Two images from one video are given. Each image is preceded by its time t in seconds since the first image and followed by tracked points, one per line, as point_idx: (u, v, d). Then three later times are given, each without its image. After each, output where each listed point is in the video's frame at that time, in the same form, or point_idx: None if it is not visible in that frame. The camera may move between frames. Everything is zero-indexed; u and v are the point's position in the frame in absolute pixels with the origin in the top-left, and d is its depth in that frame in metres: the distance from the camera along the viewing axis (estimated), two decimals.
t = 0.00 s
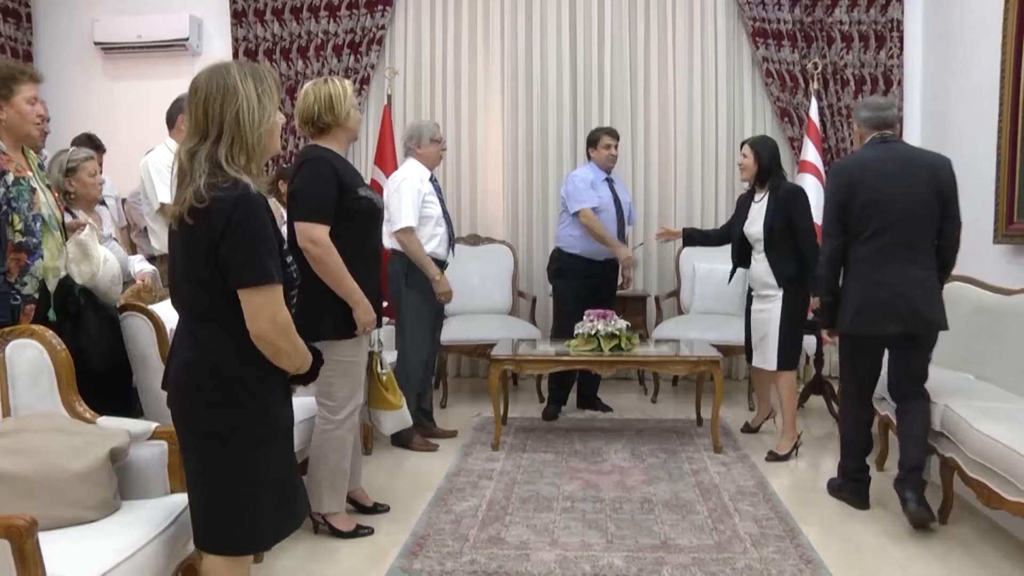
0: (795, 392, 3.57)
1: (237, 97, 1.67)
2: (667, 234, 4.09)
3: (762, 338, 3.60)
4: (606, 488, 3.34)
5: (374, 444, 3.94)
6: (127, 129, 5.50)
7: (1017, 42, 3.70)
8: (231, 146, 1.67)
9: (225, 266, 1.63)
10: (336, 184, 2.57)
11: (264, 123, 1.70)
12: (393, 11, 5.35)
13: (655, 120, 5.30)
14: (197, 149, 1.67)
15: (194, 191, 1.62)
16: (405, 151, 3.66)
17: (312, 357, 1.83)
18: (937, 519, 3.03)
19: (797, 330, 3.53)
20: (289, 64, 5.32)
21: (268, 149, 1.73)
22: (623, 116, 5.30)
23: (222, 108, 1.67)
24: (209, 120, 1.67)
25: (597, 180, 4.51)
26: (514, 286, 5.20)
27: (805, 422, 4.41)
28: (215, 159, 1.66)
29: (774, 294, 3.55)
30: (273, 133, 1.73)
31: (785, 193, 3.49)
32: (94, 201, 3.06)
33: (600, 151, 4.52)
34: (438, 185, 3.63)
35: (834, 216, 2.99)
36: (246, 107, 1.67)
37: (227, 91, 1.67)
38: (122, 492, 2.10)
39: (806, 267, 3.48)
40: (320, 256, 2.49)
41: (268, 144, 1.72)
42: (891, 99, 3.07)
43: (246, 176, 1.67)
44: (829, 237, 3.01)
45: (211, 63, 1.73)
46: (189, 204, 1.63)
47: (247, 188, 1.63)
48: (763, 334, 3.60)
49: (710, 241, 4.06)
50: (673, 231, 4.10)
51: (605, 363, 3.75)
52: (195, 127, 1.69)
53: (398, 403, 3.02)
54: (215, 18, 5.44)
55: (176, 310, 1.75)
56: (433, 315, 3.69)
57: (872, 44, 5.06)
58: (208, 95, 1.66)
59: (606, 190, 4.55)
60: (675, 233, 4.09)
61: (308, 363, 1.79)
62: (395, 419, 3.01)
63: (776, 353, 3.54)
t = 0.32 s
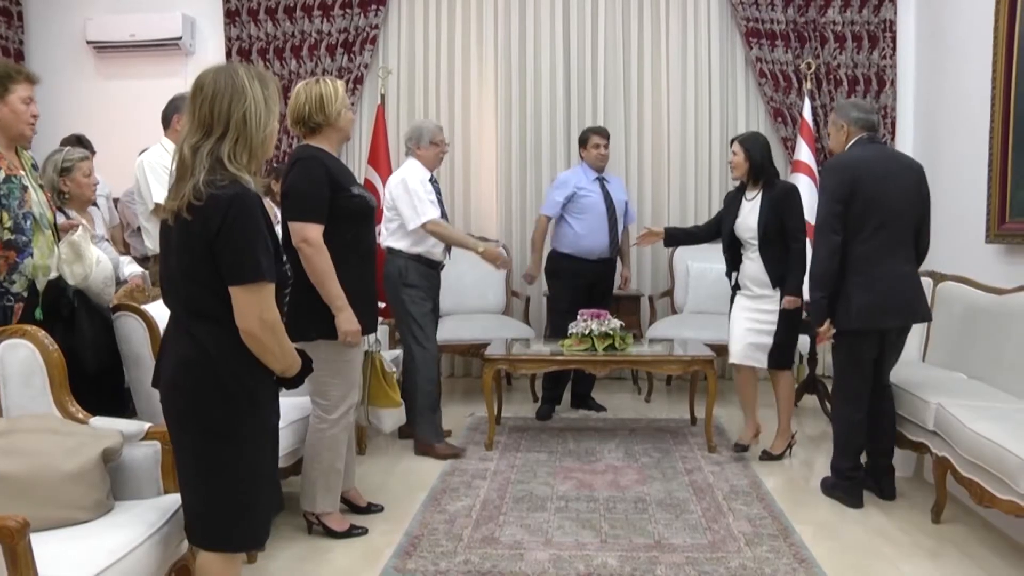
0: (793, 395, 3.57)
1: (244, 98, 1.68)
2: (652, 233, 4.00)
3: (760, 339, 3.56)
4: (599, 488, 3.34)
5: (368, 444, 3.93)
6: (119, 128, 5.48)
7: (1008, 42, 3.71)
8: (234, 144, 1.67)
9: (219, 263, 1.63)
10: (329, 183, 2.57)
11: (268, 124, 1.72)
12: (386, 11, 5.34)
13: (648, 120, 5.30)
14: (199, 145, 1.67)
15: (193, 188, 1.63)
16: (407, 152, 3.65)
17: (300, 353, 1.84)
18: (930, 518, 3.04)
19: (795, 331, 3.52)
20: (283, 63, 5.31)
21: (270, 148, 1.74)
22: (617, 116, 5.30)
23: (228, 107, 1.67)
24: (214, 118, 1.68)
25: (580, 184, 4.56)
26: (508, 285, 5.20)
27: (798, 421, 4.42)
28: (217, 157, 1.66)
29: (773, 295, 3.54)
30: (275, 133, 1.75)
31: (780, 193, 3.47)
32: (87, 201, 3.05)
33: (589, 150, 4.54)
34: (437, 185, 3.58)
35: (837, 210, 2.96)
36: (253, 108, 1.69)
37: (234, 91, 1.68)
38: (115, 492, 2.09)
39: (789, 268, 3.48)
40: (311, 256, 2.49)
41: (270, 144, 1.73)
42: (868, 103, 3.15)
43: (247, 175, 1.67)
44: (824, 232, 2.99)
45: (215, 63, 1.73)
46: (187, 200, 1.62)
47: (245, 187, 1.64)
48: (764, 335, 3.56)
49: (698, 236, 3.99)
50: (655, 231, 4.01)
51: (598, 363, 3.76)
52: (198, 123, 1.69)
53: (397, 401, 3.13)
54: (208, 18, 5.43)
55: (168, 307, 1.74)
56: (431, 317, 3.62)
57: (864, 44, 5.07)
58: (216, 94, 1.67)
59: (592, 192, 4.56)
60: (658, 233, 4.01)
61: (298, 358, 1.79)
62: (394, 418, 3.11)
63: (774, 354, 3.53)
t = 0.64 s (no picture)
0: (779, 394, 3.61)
1: (253, 98, 1.69)
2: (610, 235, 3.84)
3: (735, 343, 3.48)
4: (600, 488, 3.34)
5: (368, 444, 3.93)
6: (120, 128, 5.48)
7: (1009, 42, 3.71)
8: (240, 142, 1.68)
9: (219, 259, 1.62)
10: (332, 183, 2.57)
11: (275, 124, 1.73)
12: (387, 11, 5.34)
13: (649, 120, 5.30)
14: (205, 141, 1.67)
15: (195, 183, 1.63)
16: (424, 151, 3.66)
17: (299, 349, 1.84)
18: (930, 518, 3.03)
19: (768, 331, 3.49)
20: (283, 63, 5.31)
21: (276, 148, 1.74)
22: (617, 117, 5.30)
23: (236, 106, 1.68)
24: (221, 115, 1.68)
25: (573, 182, 4.65)
26: (508, 285, 5.20)
27: (798, 420, 4.42)
28: (222, 153, 1.66)
29: (746, 299, 3.46)
30: (282, 133, 1.75)
31: (754, 195, 3.40)
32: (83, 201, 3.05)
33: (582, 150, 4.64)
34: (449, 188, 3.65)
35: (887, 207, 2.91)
36: (261, 109, 1.69)
37: (243, 90, 1.69)
38: (116, 492, 2.09)
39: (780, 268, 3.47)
40: (310, 254, 2.50)
41: (275, 144, 1.73)
42: (860, 105, 3.20)
43: (252, 173, 1.68)
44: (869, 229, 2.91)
45: (226, 63, 1.73)
46: (189, 196, 1.62)
47: (245, 184, 1.64)
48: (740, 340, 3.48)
49: (659, 235, 3.76)
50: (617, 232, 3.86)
51: (598, 363, 3.75)
52: (204, 120, 1.69)
53: (400, 399, 3.12)
54: (209, 17, 5.43)
55: (168, 304, 1.74)
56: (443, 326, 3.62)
57: (865, 44, 5.07)
58: (224, 93, 1.68)
59: (585, 190, 4.63)
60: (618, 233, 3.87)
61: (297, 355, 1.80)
62: (398, 415, 3.11)
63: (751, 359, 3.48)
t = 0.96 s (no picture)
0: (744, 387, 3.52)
1: (256, 99, 1.69)
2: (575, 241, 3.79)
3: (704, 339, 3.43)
4: (602, 488, 3.34)
5: (371, 444, 3.93)
6: (122, 128, 5.49)
7: (1012, 41, 3.70)
8: (243, 142, 1.68)
9: (223, 259, 1.63)
10: (338, 183, 2.57)
11: (278, 125, 1.73)
12: (389, 11, 5.34)
13: (650, 120, 5.30)
14: (209, 142, 1.67)
15: (200, 183, 1.63)
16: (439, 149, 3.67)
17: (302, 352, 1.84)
18: (933, 518, 3.03)
19: (739, 326, 3.43)
20: (285, 63, 5.31)
21: (280, 149, 1.74)
22: (619, 117, 5.30)
23: (240, 107, 1.68)
24: (225, 115, 1.68)
25: (571, 181, 4.70)
26: (510, 285, 5.20)
27: (800, 420, 4.42)
28: (226, 154, 1.66)
29: (716, 295, 3.41)
30: (286, 134, 1.75)
31: (718, 187, 3.38)
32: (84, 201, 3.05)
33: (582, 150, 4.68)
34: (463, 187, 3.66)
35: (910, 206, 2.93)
36: (265, 109, 1.70)
37: (246, 92, 1.69)
38: (119, 492, 2.09)
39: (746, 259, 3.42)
40: (319, 253, 2.51)
41: (279, 145, 1.74)
42: (866, 104, 3.21)
43: (256, 173, 1.68)
44: (894, 228, 2.92)
45: (229, 65, 1.74)
46: (194, 196, 1.62)
47: (249, 185, 1.64)
48: (710, 336, 3.42)
49: (627, 233, 3.72)
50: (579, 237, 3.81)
51: (600, 363, 3.75)
52: (208, 121, 1.69)
53: (403, 401, 3.13)
54: (211, 17, 5.43)
55: (173, 304, 1.74)
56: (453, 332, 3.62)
57: (867, 44, 5.06)
58: (228, 94, 1.68)
59: (583, 189, 4.67)
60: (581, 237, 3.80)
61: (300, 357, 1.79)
62: (401, 417, 3.11)
63: (722, 356, 3.41)
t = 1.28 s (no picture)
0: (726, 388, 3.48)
1: (264, 99, 1.69)
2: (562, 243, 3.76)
3: (691, 341, 3.40)
4: (607, 488, 3.33)
5: (376, 444, 3.93)
6: (129, 128, 5.51)
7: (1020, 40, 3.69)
8: (251, 141, 1.68)
9: (229, 257, 1.63)
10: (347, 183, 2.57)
11: (286, 125, 1.73)
12: (394, 11, 5.34)
13: (655, 120, 5.30)
14: (216, 140, 1.68)
15: (207, 181, 1.63)
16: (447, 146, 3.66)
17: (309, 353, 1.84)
18: (939, 519, 3.02)
19: (726, 326, 3.38)
20: (291, 63, 5.31)
21: (288, 148, 1.74)
22: (624, 117, 5.30)
23: (247, 106, 1.68)
24: (232, 114, 1.68)
25: (566, 182, 4.71)
26: (515, 285, 5.20)
27: (806, 420, 4.41)
28: (234, 151, 1.67)
29: (701, 296, 3.36)
30: (294, 132, 1.75)
31: (705, 185, 3.33)
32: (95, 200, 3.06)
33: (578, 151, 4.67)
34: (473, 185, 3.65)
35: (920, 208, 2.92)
36: (272, 108, 1.70)
37: (254, 91, 1.69)
38: (125, 491, 2.10)
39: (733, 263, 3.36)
40: (333, 249, 2.51)
41: (287, 144, 1.74)
42: (880, 101, 3.20)
43: (263, 172, 1.68)
44: (903, 230, 2.91)
45: (238, 65, 1.74)
46: (201, 194, 1.63)
47: (256, 184, 1.64)
48: (695, 338, 3.39)
49: (617, 237, 3.72)
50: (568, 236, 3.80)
51: (605, 363, 3.75)
52: (216, 119, 1.69)
53: (412, 401, 3.13)
54: (217, 18, 5.44)
55: (181, 303, 1.75)
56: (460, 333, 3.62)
57: (873, 44, 5.05)
58: (236, 94, 1.68)
59: (578, 189, 4.67)
60: (570, 241, 3.77)
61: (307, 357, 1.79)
62: (408, 418, 3.12)
63: (710, 358, 3.38)
